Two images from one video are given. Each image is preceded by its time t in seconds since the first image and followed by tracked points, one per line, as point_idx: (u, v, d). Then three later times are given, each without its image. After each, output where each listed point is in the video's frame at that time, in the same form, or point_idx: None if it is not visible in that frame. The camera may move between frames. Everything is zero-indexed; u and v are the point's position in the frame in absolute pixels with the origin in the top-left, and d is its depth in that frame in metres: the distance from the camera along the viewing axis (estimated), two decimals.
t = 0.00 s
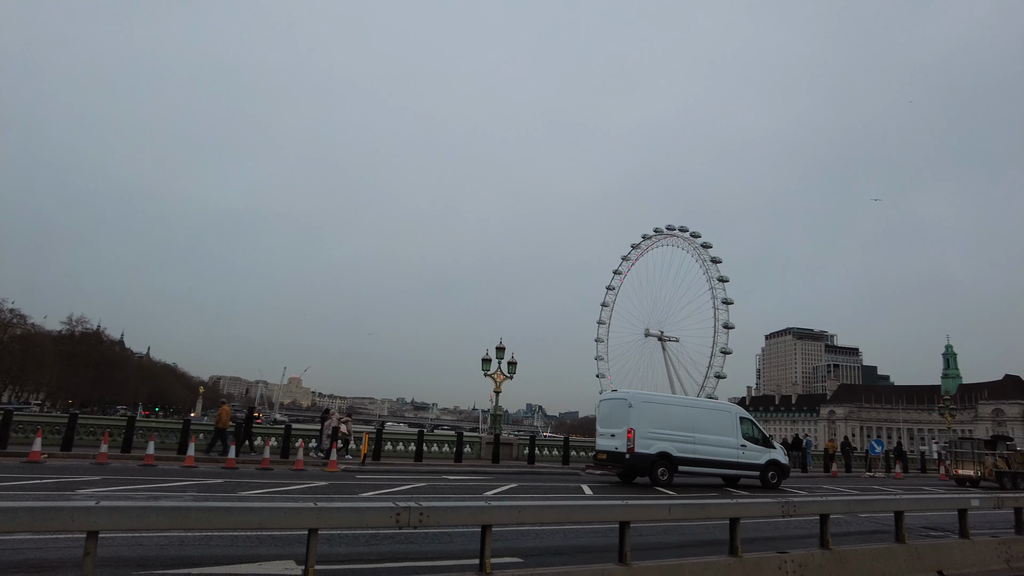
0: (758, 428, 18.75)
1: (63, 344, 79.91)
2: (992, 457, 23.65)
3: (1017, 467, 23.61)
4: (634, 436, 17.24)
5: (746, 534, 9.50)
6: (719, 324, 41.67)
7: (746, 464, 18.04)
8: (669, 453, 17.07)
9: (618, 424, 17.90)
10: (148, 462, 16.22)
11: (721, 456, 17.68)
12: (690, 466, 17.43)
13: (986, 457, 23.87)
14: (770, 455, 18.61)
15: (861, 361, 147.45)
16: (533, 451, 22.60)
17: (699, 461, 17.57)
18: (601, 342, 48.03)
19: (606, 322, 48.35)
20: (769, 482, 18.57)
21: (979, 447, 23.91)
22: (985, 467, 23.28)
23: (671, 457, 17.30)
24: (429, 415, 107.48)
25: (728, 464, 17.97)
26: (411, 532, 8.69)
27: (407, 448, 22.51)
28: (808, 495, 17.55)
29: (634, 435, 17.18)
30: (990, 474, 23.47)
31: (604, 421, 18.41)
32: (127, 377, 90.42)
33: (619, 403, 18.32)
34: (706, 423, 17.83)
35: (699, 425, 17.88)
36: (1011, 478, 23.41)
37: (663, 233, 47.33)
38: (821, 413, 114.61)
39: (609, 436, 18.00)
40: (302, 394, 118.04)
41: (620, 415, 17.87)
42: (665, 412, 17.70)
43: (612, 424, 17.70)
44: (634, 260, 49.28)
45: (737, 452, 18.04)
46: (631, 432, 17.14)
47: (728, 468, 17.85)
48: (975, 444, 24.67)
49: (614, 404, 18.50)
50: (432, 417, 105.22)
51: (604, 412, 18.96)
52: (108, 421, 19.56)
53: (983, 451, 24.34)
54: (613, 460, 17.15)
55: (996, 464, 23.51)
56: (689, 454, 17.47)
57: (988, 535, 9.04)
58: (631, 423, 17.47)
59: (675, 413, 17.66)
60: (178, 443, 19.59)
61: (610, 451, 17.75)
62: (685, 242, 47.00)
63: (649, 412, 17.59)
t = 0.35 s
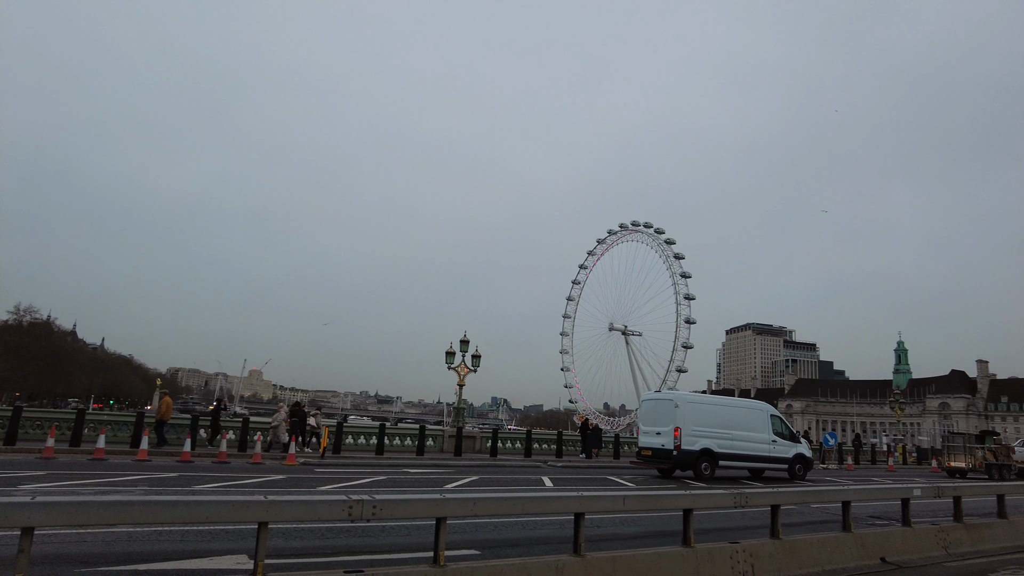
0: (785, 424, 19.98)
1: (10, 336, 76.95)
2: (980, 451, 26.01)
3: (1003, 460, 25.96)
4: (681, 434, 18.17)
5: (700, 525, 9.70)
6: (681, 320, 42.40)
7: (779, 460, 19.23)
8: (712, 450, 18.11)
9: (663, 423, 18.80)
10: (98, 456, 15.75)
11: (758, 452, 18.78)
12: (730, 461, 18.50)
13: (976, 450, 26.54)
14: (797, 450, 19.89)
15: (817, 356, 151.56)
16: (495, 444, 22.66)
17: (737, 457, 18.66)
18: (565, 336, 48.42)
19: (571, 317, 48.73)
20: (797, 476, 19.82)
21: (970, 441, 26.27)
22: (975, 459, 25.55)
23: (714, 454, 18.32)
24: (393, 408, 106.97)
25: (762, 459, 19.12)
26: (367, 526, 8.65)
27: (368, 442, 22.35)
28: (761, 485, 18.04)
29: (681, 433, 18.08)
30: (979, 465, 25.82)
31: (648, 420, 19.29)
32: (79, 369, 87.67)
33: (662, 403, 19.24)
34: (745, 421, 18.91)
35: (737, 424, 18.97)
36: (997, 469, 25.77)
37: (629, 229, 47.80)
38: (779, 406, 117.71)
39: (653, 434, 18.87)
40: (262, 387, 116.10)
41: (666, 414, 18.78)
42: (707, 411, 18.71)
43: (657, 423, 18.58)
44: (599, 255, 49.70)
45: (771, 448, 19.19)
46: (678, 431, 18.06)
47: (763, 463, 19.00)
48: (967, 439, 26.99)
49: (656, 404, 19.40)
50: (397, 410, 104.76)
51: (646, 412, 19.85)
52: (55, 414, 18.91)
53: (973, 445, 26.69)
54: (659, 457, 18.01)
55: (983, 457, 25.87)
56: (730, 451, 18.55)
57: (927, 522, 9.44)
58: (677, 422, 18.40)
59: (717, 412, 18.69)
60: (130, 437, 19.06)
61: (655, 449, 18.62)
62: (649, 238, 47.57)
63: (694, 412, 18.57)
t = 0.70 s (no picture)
0: (806, 422, 21.02)
1: None
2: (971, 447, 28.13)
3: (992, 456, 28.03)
4: (718, 432, 18.98)
5: (661, 517, 9.87)
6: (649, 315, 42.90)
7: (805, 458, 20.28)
8: (747, 447, 19.03)
9: (699, 421, 19.58)
10: (52, 448, 15.30)
11: (786, 449, 19.76)
12: (762, 457, 19.47)
13: (966, 446, 28.56)
14: (818, 446, 20.97)
15: (780, 353, 154.83)
16: (462, 437, 22.67)
17: (767, 453, 19.64)
18: (534, 330, 48.61)
19: (541, 310, 48.92)
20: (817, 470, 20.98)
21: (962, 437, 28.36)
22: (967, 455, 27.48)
23: (748, 450, 19.25)
24: (360, 401, 106.20)
25: (788, 455, 20.15)
26: (332, 519, 8.60)
27: (333, 434, 22.14)
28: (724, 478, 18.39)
29: (719, 432, 18.89)
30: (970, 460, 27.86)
31: (684, 417, 20.07)
32: (34, 357, 85.02)
33: (698, 402, 19.99)
34: (775, 420, 19.81)
35: (767, 422, 19.88)
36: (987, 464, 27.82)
37: (599, 224, 48.09)
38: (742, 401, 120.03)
39: (690, 431, 19.68)
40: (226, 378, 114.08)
41: (703, 413, 19.55)
42: (741, 411, 19.57)
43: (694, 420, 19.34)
44: (569, 250, 49.93)
45: (796, 444, 20.21)
46: (717, 428, 18.84)
47: (790, 459, 20.02)
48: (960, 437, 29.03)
49: (692, 403, 20.17)
50: (364, 402, 104.11)
51: (679, 410, 20.61)
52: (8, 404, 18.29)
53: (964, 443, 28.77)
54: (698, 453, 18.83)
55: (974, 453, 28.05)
56: (762, 447, 19.50)
57: (879, 514, 9.76)
58: (715, 420, 19.21)
59: (750, 411, 19.56)
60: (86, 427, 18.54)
61: (691, 445, 19.43)
62: (619, 234, 47.91)
63: (730, 411, 19.39)
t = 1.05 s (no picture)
0: (816, 421, 22.72)
1: None
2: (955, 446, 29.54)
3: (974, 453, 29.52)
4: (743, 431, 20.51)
5: (626, 512, 10.00)
6: (617, 311, 43.38)
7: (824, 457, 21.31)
8: (768, 445, 20.57)
9: (724, 421, 21.05)
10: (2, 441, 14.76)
11: (801, 447, 21.38)
12: (780, 454, 21.05)
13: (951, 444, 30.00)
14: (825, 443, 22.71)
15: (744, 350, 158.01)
16: (428, 432, 22.60)
17: (784, 450, 21.25)
18: (504, 325, 48.68)
19: (510, 305, 49.03)
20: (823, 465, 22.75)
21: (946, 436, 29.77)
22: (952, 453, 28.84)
23: (768, 447, 20.82)
24: (325, 394, 104.96)
25: (800, 452, 21.82)
26: (295, 514, 8.51)
27: (297, 428, 21.85)
28: (688, 473, 18.72)
29: (743, 431, 20.39)
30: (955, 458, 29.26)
31: (709, 417, 21.52)
32: None
33: (722, 403, 21.52)
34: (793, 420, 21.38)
35: (784, 421, 21.47)
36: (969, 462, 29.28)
37: (568, 220, 48.33)
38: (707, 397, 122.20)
39: (715, 430, 21.14)
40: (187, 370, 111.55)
41: (729, 413, 21.05)
42: (762, 411, 21.13)
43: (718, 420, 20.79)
44: (539, 245, 50.05)
45: (807, 441, 21.87)
46: (741, 428, 20.33)
47: (803, 455, 21.64)
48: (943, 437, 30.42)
49: (715, 404, 21.60)
50: (329, 396, 102.96)
51: (703, 410, 22.04)
52: None
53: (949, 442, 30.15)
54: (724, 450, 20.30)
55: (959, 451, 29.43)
56: (779, 444, 21.12)
57: (837, 509, 10.02)
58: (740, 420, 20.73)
59: (771, 412, 21.10)
60: (39, 420, 17.91)
61: (717, 443, 20.92)
62: (589, 231, 48.17)
63: (753, 412, 20.92)
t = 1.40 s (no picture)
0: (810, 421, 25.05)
1: None
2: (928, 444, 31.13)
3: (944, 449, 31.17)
4: (750, 430, 22.55)
5: (587, 507, 10.11)
6: (580, 309, 43.80)
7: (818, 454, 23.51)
8: (771, 443, 22.69)
9: (732, 420, 23.09)
10: None
11: (799, 445, 23.57)
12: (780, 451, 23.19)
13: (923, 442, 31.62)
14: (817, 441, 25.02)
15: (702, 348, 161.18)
16: (389, 427, 22.45)
17: (783, 448, 23.40)
18: (467, 320, 48.61)
19: (473, 301, 49.01)
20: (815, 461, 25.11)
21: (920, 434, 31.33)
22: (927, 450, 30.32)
23: (770, 445, 22.96)
24: (284, 389, 103.01)
25: (797, 449, 24.04)
26: (251, 511, 8.37)
27: (256, 423, 21.46)
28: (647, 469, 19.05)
29: (751, 430, 22.48)
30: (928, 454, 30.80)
31: (717, 417, 23.53)
32: None
33: (729, 404, 23.57)
34: (793, 420, 23.52)
35: (784, 422, 23.63)
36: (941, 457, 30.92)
37: (534, 217, 48.51)
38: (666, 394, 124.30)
39: (723, 429, 23.17)
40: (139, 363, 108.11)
41: (736, 414, 23.09)
42: (767, 412, 23.27)
43: (727, 420, 22.81)
44: (503, 241, 50.08)
45: (804, 440, 24.15)
46: (749, 428, 22.43)
47: (798, 452, 23.79)
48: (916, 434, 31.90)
49: (723, 405, 23.64)
50: (288, 391, 101.10)
51: (711, 410, 24.06)
52: None
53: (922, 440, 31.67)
54: (732, 448, 22.34)
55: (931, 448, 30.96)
56: (780, 442, 23.28)
57: (790, 504, 10.33)
58: (746, 420, 22.79)
59: (773, 413, 23.22)
60: None
61: (725, 440, 22.95)
62: (553, 228, 48.45)
63: (757, 413, 22.99)
